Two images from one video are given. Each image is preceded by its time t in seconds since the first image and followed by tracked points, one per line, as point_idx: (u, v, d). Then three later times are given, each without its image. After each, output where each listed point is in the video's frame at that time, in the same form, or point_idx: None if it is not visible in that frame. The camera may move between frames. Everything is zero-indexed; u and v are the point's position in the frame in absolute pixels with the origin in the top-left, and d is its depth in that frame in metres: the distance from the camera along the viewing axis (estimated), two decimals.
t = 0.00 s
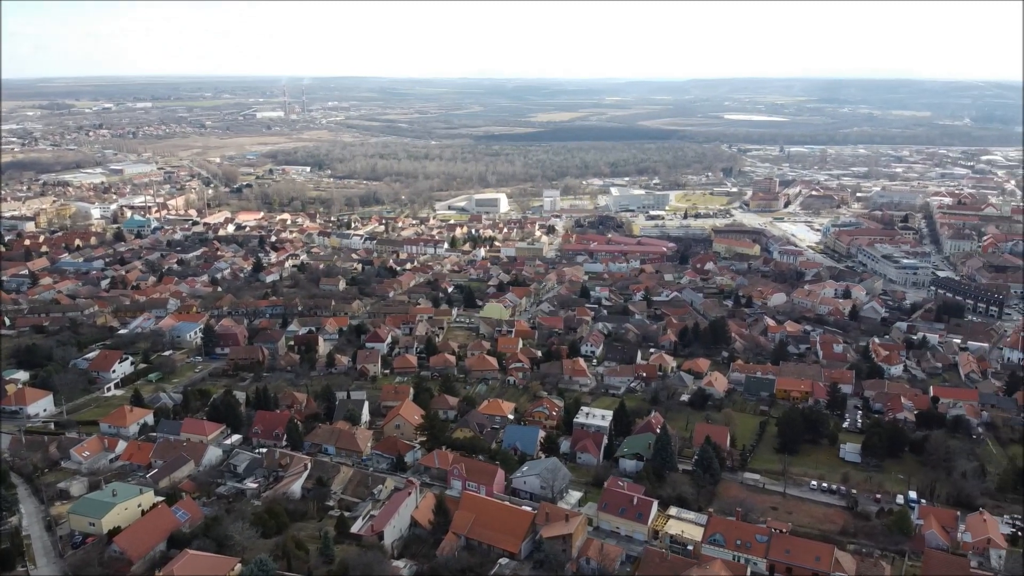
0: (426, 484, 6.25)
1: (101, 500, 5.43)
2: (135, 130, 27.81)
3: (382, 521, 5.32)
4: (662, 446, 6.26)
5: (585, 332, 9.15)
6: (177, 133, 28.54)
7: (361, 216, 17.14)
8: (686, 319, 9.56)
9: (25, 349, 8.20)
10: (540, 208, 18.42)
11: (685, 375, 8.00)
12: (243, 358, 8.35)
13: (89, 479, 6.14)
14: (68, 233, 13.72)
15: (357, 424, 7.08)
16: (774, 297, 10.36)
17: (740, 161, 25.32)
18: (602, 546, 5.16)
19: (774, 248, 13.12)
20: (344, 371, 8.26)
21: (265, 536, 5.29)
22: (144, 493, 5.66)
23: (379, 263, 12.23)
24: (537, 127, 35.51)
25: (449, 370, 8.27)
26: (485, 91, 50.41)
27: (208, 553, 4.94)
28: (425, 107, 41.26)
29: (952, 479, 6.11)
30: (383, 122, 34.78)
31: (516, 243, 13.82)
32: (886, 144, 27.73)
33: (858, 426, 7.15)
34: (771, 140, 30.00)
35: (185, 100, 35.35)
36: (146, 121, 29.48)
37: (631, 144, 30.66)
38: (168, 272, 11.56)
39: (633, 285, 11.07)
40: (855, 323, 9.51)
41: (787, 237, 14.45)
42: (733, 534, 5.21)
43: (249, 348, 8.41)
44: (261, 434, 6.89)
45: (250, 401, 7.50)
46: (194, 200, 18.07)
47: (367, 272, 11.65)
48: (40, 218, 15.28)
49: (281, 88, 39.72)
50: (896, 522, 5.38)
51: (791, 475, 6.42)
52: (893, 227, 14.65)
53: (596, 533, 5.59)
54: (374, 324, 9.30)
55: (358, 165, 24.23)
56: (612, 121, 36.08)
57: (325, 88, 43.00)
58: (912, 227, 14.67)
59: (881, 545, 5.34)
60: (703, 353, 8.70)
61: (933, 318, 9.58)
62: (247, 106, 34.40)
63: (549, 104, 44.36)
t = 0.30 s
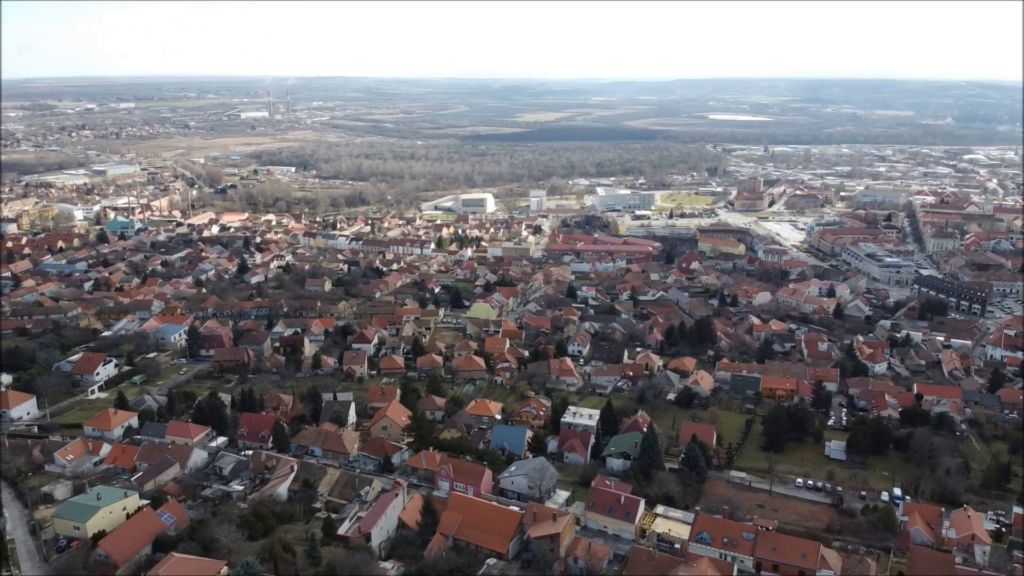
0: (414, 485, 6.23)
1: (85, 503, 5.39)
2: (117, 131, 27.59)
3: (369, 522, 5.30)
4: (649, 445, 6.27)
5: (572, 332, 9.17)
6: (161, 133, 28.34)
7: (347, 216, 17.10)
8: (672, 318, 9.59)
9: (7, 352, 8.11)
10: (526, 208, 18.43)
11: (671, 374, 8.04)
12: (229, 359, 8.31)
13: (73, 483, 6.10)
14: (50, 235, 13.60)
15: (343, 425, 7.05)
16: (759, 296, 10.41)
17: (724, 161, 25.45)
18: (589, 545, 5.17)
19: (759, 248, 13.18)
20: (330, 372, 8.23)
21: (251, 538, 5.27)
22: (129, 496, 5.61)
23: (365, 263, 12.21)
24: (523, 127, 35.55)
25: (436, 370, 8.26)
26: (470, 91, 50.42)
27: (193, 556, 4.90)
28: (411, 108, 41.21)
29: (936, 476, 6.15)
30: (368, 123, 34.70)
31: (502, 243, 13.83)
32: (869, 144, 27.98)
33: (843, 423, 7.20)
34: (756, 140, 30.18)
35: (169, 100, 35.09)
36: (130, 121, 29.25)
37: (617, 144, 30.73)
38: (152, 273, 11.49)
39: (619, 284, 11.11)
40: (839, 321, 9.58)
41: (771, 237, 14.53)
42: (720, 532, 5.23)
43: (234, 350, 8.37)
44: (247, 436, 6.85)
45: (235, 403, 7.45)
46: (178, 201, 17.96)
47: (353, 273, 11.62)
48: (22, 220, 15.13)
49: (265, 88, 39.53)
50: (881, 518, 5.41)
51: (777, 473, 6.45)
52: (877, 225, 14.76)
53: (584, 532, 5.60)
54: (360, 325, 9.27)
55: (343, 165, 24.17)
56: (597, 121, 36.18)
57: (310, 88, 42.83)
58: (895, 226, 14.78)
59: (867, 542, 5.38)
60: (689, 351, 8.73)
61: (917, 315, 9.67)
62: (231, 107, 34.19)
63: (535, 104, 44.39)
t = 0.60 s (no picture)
0: (401, 486, 6.21)
1: (69, 507, 5.34)
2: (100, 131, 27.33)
3: (357, 524, 5.28)
4: (636, 444, 6.29)
5: (559, 332, 9.18)
6: (144, 134, 28.10)
7: (333, 217, 17.05)
8: (658, 317, 9.62)
9: None
10: (513, 208, 18.43)
11: (658, 372, 8.07)
12: (214, 361, 8.26)
13: (58, 486, 6.05)
14: (32, 237, 13.46)
15: (330, 427, 7.01)
16: (744, 295, 10.47)
17: (710, 161, 25.56)
18: (577, 545, 5.17)
19: (743, 246, 13.24)
20: (317, 373, 8.20)
21: (237, 541, 5.24)
22: (114, 499, 5.57)
23: (351, 264, 12.17)
24: (509, 127, 35.56)
25: (423, 371, 8.25)
26: (455, 91, 50.39)
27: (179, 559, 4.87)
28: (397, 108, 41.14)
29: (921, 473, 6.20)
30: (354, 123, 34.59)
31: (488, 243, 13.82)
32: (852, 143, 28.21)
33: (828, 421, 7.25)
34: (741, 140, 30.32)
35: (152, 100, 34.78)
36: (112, 121, 28.98)
37: (603, 144, 30.78)
38: (136, 275, 11.41)
39: (606, 284, 11.13)
40: (824, 319, 9.64)
41: (756, 236, 14.60)
42: (707, 530, 5.24)
43: (218, 351, 8.32)
44: (233, 438, 6.81)
45: (221, 405, 7.41)
46: (161, 202, 17.82)
47: (339, 273, 11.59)
48: (4, 221, 14.97)
49: (250, 88, 39.30)
50: (866, 515, 5.45)
51: (762, 470, 6.48)
52: (861, 224, 14.87)
53: (572, 531, 5.60)
54: (346, 325, 9.25)
55: (329, 165, 24.09)
56: (583, 121, 36.26)
57: (295, 88, 42.63)
58: (879, 225, 14.90)
59: (852, 539, 5.41)
60: (675, 350, 8.77)
61: (900, 313, 9.76)
62: (215, 107, 33.94)
63: (521, 104, 44.41)
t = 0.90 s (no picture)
0: (388, 487, 6.19)
1: (53, 511, 5.29)
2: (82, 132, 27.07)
3: (343, 526, 5.26)
4: (623, 443, 6.30)
5: (546, 331, 9.18)
6: (127, 134, 27.87)
7: (318, 217, 17.00)
8: (644, 317, 9.65)
9: None
10: (499, 208, 18.43)
11: (644, 371, 8.10)
12: (198, 363, 8.22)
13: (41, 490, 6.00)
14: (13, 238, 13.34)
15: (316, 429, 6.98)
16: (729, 293, 10.52)
17: (695, 160, 25.66)
18: (564, 544, 5.18)
19: (728, 246, 13.30)
20: (302, 375, 8.17)
21: (223, 544, 5.21)
22: (98, 503, 5.53)
23: (336, 265, 12.15)
24: (495, 127, 35.58)
25: (410, 371, 8.23)
26: (441, 92, 50.37)
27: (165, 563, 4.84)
28: (382, 108, 41.05)
29: (905, 470, 6.25)
30: (338, 123, 34.48)
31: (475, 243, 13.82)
32: (835, 144, 28.43)
33: (813, 419, 7.30)
34: (727, 139, 30.47)
35: (134, 100, 34.47)
36: (94, 122, 28.70)
37: (589, 144, 30.84)
38: (119, 276, 11.33)
39: (592, 284, 11.16)
40: (808, 318, 9.70)
41: (741, 235, 14.67)
42: (694, 528, 5.27)
43: (203, 353, 8.28)
44: (218, 440, 6.77)
45: (206, 407, 7.37)
46: (145, 203, 17.70)
47: (325, 274, 11.55)
48: None
49: (234, 88, 39.07)
50: (851, 513, 5.48)
51: (748, 468, 6.52)
52: (845, 223, 14.98)
53: (559, 531, 5.61)
54: (332, 326, 9.22)
55: (313, 166, 24.00)
56: (569, 121, 36.34)
57: (280, 87, 42.41)
58: (862, 224, 15.02)
59: (838, 536, 5.45)
60: (661, 349, 8.80)
61: (884, 312, 9.85)
62: (199, 107, 33.69)
63: (507, 104, 44.42)
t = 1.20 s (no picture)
0: (375, 488, 6.17)
1: (36, 515, 5.24)
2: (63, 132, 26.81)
3: (331, 527, 5.23)
4: (610, 442, 6.32)
5: (533, 331, 9.20)
6: (110, 134, 27.63)
7: (303, 218, 16.95)
8: (630, 316, 9.69)
9: None
10: (486, 208, 18.43)
11: (630, 370, 8.13)
12: (183, 365, 8.17)
13: (25, 494, 5.94)
14: None
15: (303, 430, 6.95)
16: (715, 293, 10.58)
17: (680, 160, 25.76)
18: (552, 543, 5.19)
19: (713, 245, 13.36)
20: (288, 376, 8.14)
21: (209, 547, 5.18)
22: (82, 507, 5.47)
23: (322, 266, 12.11)
24: (481, 128, 35.58)
25: (397, 372, 8.22)
26: (426, 92, 50.32)
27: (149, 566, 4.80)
28: (367, 108, 40.94)
29: (889, 466, 6.29)
30: (324, 124, 34.37)
31: (461, 243, 13.82)
32: (819, 143, 28.65)
33: (798, 416, 7.34)
34: (712, 139, 30.61)
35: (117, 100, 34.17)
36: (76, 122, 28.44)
37: (575, 143, 30.89)
38: (102, 278, 11.24)
39: (579, 283, 11.18)
40: (793, 316, 9.77)
41: (726, 234, 14.75)
42: (681, 526, 5.29)
43: (188, 355, 8.24)
44: (203, 443, 6.73)
45: (191, 409, 7.32)
46: (128, 204, 17.57)
47: (311, 275, 11.52)
48: None
49: (217, 88, 38.81)
50: (836, 510, 5.52)
51: (734, 466, 6.55)
52: (828, 222, 15.10)
53: (547, 530, 5.62)
54: (318, 327, 9.19)
55: (299, 166, 23.90)
56: (555, 120, 36.43)
57: (264, 86, 42.18)
58: (846, 223, 15.14)
59: (823, 532, 5.49)
60: (648, 348, 8.83)
61: (868, 310, 9.94)
62: (183, 107, 33.45)
63: (492, 104, 44.46)
